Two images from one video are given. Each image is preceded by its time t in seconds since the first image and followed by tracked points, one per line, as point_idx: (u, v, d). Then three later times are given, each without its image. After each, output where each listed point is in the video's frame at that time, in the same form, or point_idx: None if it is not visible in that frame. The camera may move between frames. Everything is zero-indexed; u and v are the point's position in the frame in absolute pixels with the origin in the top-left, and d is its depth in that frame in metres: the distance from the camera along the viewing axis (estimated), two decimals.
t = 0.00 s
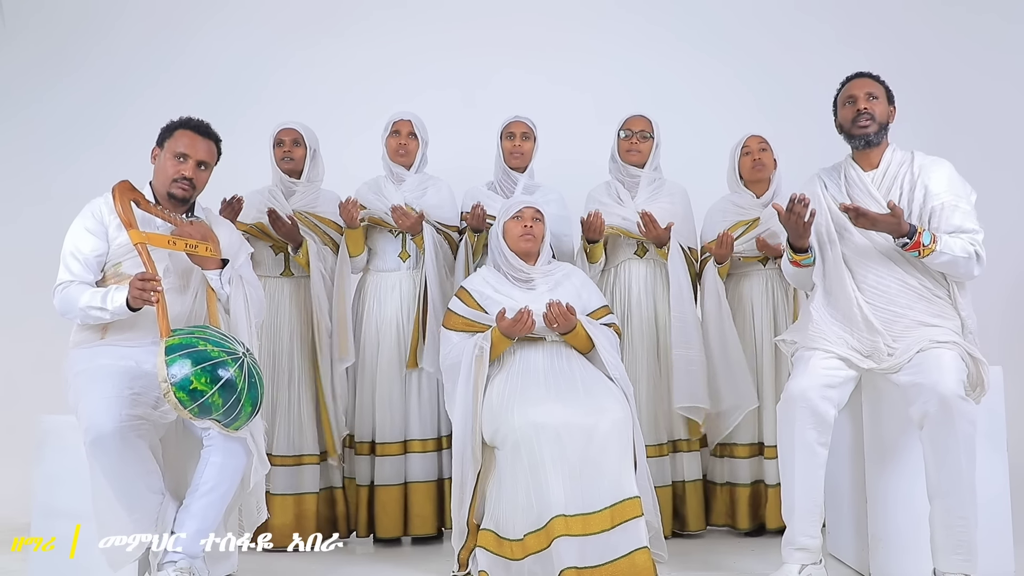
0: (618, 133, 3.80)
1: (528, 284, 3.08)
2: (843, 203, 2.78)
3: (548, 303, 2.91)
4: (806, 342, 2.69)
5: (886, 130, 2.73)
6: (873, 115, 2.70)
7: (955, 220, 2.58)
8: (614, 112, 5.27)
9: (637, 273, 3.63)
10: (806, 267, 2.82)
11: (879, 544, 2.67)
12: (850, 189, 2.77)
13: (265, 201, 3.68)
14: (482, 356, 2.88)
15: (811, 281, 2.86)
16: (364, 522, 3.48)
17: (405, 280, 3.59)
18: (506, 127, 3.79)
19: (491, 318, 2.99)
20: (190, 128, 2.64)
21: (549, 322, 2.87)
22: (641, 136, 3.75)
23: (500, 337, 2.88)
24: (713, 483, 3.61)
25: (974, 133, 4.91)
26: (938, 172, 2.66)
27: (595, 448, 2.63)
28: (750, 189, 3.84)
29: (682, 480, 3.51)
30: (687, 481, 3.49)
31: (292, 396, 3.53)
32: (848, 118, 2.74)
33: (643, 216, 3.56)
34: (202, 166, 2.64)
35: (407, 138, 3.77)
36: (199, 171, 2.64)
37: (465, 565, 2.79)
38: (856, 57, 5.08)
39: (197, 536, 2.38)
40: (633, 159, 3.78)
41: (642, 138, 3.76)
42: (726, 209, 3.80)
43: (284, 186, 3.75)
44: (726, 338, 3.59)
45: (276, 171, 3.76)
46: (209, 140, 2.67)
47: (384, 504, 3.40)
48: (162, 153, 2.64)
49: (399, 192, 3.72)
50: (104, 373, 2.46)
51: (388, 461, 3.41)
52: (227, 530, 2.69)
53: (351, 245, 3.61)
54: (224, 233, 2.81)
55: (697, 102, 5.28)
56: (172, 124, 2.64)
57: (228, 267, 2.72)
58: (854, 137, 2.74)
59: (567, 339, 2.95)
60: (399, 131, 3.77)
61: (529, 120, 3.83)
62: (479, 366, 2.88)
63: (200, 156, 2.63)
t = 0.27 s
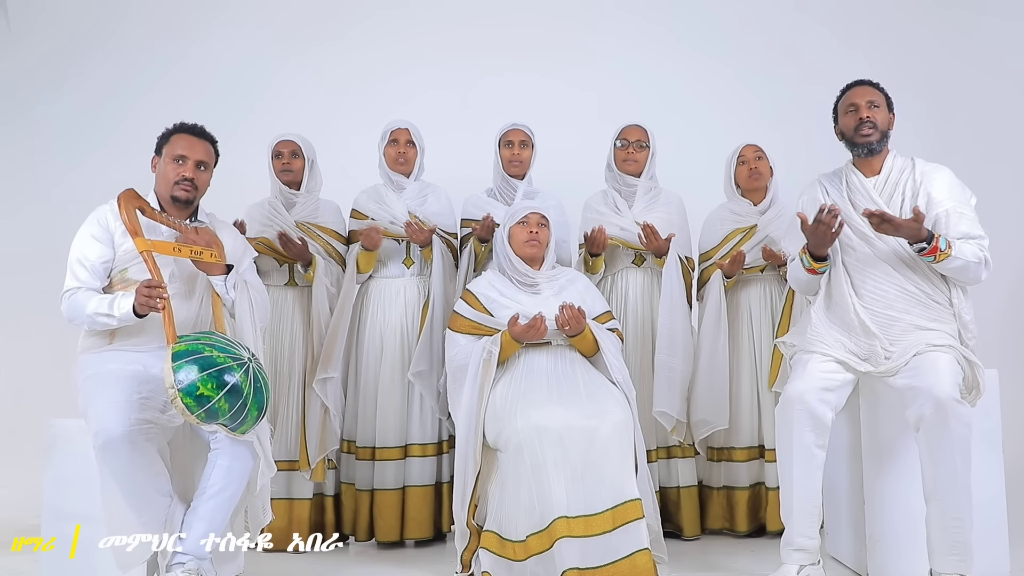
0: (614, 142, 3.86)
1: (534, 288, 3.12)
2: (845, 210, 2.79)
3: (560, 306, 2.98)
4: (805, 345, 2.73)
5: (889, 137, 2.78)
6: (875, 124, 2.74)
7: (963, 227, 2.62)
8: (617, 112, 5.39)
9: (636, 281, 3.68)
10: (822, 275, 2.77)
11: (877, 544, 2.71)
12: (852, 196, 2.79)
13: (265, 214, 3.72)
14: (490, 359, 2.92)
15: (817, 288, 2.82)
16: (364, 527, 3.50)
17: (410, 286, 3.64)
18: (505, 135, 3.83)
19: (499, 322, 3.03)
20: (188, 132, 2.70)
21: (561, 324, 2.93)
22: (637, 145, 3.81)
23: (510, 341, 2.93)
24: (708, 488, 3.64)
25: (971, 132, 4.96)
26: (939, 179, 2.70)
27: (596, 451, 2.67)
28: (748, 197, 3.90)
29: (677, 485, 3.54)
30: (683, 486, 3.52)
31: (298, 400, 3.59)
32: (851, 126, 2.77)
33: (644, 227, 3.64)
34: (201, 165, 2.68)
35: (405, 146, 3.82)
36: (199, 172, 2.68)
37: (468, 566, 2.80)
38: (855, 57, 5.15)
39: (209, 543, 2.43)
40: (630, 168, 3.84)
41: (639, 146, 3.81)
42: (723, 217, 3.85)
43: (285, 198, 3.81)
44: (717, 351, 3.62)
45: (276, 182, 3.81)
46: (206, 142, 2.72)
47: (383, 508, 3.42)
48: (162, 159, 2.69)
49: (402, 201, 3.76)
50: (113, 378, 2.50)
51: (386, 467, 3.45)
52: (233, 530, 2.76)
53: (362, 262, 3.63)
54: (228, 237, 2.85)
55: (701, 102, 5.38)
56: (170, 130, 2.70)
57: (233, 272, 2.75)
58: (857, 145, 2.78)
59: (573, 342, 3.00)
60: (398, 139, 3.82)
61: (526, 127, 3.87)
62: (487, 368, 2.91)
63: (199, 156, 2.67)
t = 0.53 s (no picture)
0: (614, 149, 3.89)
1: (541, 294, 3.16)
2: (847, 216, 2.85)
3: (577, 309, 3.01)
4: (803, 351, 2.78)
5: (894, 146, 2.82)
6: (883, 130, 2.78)
7: (964, 234, 2.67)
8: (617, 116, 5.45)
9: (645, 287, 3.74)
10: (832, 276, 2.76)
11: (873, 548, 2.75)
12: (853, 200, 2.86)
13: (272, 216, 3.75)
14: (501, 360, 2.97)
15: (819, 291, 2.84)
16: (378, 529, 3.49)
17: (421, 289, 3.70)
18: (506, 143, 3.88)
19: (507, 325, 3.07)
20: (185, 139, 2.75)
21: (577, 327, 2.97)
22: (637, 153, 3.85)
23: (522, 342, 2.97)
24: (709, 489, 3.67)
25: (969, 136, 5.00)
26: (942, 188, 2.75)
27: (598, 456, 2.71)
28: (748, 205, 3.94)
29: (678, 487, 3.59)
30: (683, 487, 3.58)
31: (304, 404, 3.63)
32: (859, 132, 2.81)
33: (663, 232, 3.67)
34: (199, 167, 2.72)
35: (410, 151, 3.85)
36: (198, 174, 2.73)
37: (471, 568, 2.84)
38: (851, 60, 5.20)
39: (214, 546, 2.47)
40: (631, 176, 3.88)
41: (639, 154, 3.85)
42: (723, 222, 3.89)
43: (290, 201, 3.83)
44: (720, 358, 3.65)
45: (280, 185, 3.84)
46: (203, 146, 2.77)
47: (400, 510, 3.46)
48: (162, 166, 2.74)
49: (411, 206, 3.83)
50: (123, 384, 2.55)
51: (404, 468, 3.48)
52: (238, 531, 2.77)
53: (385, 265, 3.68)
54: (231, 242, 2.88)
55: (697, 105, 5.44)
56: (169, 139, 2.76)
57: (238, 278, 2.80)
58: (863, 151, 2.82)
59: (581, 347, 3.06)
60: (402, 145, 3.84)
61: (528, 133, 3.91)
62: (497, 371, 2.96)
63: (197, 159, 2.72)
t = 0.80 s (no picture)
0: (614, 156, 3.94)
1: (542, 303, 3.22)
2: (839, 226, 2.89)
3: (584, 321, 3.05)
4: (795, 359, 2.83)
5: (886, 156, 2.87)
6: (876, 142, 2.84)
7: (950, 247, 2.73)
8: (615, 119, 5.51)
9: (654, 291, 3.80)
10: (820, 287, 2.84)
11: (864, 551, 2.81)
12: (846, 213, 2.89)
13: (283, 221, 3.86)
14: (503, 368, 3.03)
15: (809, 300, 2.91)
16: (393, 531, 3.56)
17: (428, 296, 3.75)
18: (510, 152, 3.93)
19: (508, 333, 3.12)
20: (180, 147, 2.83)
21: (583, 340, 3.00)
22: (637, 159, 3.91)
23: (525, 351, 3.03)
24: (706, 491, 3.75)
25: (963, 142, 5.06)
26: (931, 202, 2.81)
27: (595, 461, 2.77)
28: (745, 210, 4.01)
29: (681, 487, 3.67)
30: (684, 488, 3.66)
31: (309, 410, 3.66)
32: (852, 142, 2.87)
33: (677, 228, 3.72)
34: (194, 171, 2.79)
35: (418, 162, 3.91)
36: (194, 177, 2.80)
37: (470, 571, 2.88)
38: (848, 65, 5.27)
39: (215, 547, 2.52)
40: (631, 181, 3.94)
41: (639, 160, 3.91)
42: (722, 226, 3.96)
43: (299, 207, 3.93)
44: (732, 362, 3.69)
45: (291, 191, 3.92)
46: (197, 153, 2.85)
47: (420, 512, 3.56)
48: (158, 175, 2.80)
49: (419, 214, 3.90)
50: (128, 392, 2.60)
51: (421, 472, 3.58)
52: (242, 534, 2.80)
53: (399, 267, 3.72)
54: (229, 248, 2.93)
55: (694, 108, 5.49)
56: (165, 149, 2.84)
57: (238, 285, 2.85)
58: (856, 161, 2.87)
59: (581, 356, 3.12)
60: (410, 156, 3.90)
61: (531, 143, 3.97)
62: (499, 377, 3.03)
63: (191, 163, 2.80)
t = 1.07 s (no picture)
0: (614, 167, 4.01)
1: (532, 308, 3.28)
2: (824, 235, 2.96)
3: (562, 330, 3.10)
4: (782, 364, 2.90)
5: (867, 167, 2.93)
6: (856, 154, 2.90)
7: (928, 257, 2.79)
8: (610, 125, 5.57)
9: (647, 300, 3.86)
10: (793, 295, 2.96)
11: (850, 553, 2.87)
12: (830, 222, 2.96)
13: (284, 231, 3.90)
14: (491, 374, 3.07)
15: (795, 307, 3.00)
16: (391, 533, 3.61)
17: (423, 303, 3.80)
18: (509, 160, 3.99)
19: (498, 339, 3.18)
20: (172, 155, 2.88)
21: (561, 348, 3.05)
22: (636, 171, 3.97)
23: (510, 358, 3.08)
24: (702, 498, 3.81)
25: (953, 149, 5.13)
26: (912, 212, 2.87)
27: (586, 464, 2.83)
28: (738, 222, 4.10)
29: (677, 492, 3.74)
30: (680, 493, 3.73)
31: (311, 412, 3.75)
32: (833, 155, 2.93)
33: (666, 249, 3.79)
34: (186, 178, 2.84)
35: (419, 173, 3.97)
36: (186, 184, 2.85)
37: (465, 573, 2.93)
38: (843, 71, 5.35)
39: (214, 547, 2.57)
40: (630, 193, 4.01)
41: (637, 172, 3.98)
42: (715, 238, 4.02)
43: (301, 218, 3.99)
44: (732, 376, 3.77)
45: (294, 201, 3.99)
46: (189, 161, 2.90)
47: (418, 516, 3.61)
48: (151, 182, 2.86)
49: (416, 223, 3.95)
50: (127, 396, 2.66)
51: (417, 475, 3.63)
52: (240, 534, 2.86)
53: (388, 281, 3.77)
54: (223, 253, 3.01)
55: (697, 115, 5.56)
56: (156, 157, 2.88)
57: (232, 289, 2.90)
58: (838, 173, 2.93)
59: (568, 362, 3.16)
60: (411, 167, 3.97)
61: (529, 151, 4.03)
62: (487, 384, 3.07)
63: (184, 171, 2.85)
